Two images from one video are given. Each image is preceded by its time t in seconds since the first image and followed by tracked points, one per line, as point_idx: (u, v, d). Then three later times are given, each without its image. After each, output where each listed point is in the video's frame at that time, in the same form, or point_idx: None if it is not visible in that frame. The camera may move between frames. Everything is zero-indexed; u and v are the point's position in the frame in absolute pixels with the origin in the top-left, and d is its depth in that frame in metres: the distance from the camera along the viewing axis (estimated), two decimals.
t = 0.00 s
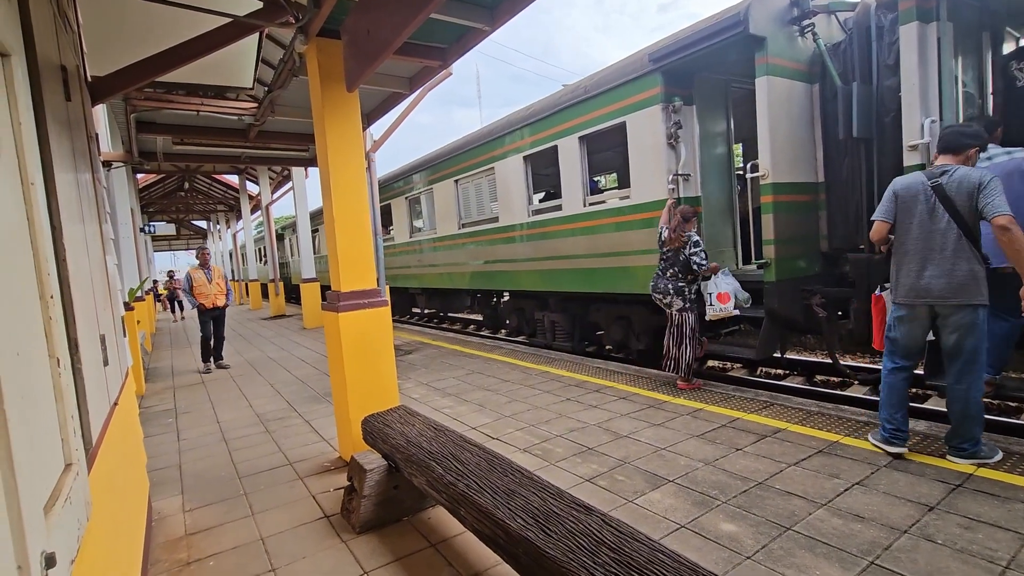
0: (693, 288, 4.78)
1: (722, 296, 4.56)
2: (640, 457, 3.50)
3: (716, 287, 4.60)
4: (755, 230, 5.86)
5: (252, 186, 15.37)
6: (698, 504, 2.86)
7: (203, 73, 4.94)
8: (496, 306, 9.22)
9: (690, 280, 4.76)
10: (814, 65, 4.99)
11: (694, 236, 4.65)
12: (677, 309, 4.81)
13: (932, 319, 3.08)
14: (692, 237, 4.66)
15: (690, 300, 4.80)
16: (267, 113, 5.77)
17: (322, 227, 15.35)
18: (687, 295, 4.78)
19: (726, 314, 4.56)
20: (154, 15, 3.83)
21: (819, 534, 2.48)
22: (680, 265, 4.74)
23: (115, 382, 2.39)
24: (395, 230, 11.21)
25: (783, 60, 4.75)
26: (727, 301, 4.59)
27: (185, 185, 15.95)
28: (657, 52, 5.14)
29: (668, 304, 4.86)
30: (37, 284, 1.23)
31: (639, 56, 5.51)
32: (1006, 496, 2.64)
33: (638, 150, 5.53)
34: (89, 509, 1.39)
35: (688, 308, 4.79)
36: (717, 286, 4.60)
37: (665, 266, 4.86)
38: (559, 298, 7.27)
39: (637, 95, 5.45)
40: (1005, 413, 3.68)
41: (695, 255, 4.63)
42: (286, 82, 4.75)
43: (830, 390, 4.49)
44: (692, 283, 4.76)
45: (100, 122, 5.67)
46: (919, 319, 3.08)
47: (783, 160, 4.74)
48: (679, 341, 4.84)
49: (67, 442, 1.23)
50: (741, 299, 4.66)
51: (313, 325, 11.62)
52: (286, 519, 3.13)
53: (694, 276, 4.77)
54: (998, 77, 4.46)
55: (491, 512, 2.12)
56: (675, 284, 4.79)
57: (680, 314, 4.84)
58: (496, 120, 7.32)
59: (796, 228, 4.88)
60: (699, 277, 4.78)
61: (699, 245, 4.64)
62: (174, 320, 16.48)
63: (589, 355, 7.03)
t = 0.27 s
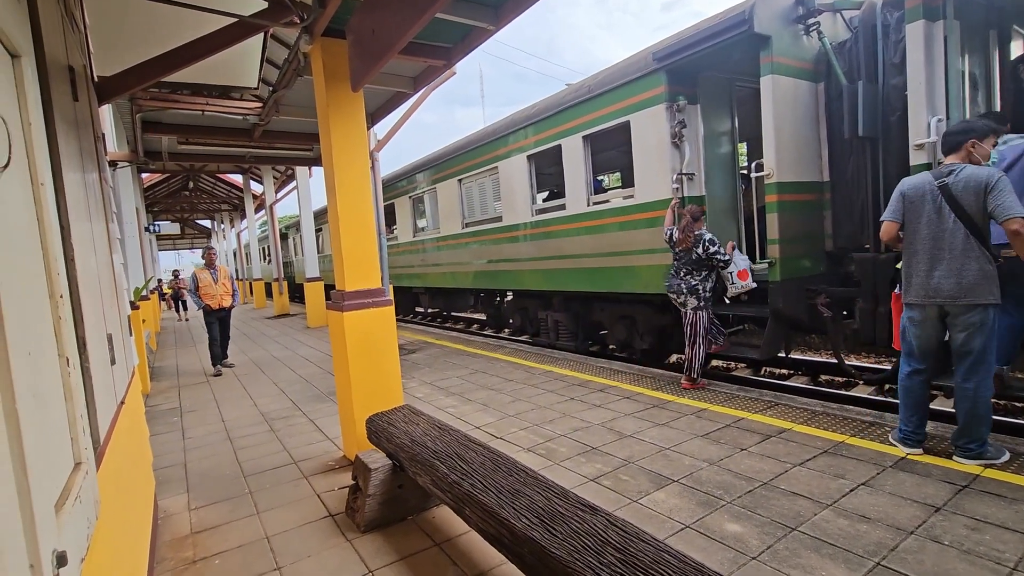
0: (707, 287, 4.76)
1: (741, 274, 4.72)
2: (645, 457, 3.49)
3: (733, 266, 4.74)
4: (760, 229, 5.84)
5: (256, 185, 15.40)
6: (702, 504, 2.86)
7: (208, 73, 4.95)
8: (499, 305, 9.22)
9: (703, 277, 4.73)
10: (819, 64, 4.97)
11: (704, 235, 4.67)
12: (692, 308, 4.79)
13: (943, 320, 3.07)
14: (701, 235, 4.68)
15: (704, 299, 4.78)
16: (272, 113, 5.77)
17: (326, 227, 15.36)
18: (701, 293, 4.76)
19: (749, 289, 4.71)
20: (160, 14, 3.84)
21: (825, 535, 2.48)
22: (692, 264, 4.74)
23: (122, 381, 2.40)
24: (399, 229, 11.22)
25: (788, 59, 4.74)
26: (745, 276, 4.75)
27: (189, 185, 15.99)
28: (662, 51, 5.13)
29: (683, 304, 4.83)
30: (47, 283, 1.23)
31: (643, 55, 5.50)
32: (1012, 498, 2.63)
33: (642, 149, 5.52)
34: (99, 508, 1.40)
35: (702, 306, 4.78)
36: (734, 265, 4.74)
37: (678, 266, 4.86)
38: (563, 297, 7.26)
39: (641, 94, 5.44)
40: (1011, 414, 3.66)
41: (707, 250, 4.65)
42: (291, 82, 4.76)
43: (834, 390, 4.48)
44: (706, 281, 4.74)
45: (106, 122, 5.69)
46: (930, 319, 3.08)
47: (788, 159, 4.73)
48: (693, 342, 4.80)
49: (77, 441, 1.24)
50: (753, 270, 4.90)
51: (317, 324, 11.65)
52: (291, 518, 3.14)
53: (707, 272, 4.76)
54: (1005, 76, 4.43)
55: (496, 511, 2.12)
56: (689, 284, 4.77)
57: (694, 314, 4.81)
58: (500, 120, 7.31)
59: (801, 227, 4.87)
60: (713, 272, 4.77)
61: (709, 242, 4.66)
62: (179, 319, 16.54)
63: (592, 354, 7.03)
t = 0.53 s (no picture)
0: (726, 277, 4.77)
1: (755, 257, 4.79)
2: (649, 460, 3.48)
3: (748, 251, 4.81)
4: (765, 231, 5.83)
5: (260, 185, 15.43)
6: (708, 507, 2.84)
7: (214, 73, 4.96)
8: (503, 306, 9.22)
9: (724, 268, 4.74)
10: (825, 65, 4.95)
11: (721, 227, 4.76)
12: (710, 298, 4.76)
13: (950, 322, 3.04)
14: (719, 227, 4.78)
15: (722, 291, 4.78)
16: (277, 113, 5.77)
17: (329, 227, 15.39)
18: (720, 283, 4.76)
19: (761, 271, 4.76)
20: (166, 15, 3.85)
21: (832, 539, 2.46)
22: (714, 255, 4.74)
23: (128, 380, 2.41)
24: (402, 229, 11.23)
25: (793, 59, 4.72)
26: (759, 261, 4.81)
27: (193, 185, 16.03)
28: (667, 52, 5.11)
29: (701, 295, 4.80)
30: (56, 283, 1.23)
31: (648, 56, 5.49)
32: (1021, 502, 2.61)
33: (647, 150, 5.51)
34: (106, 508, 1.39)
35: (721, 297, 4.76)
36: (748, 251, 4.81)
37: (697, 258, 4.84)
38: (566, 298, 7.25)
39: (646, 95, 5.43)
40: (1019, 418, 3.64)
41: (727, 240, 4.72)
42: (296, 82, 4.77)
43: (840, 392, 4.46)
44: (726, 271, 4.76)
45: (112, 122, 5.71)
46: (937, 322, 3.06)
47: (794, 161, 4.71)
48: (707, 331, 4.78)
49: (85, 442, 1.23)
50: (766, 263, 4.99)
51: (320, 324, 11.66)
52: (295, 518, 3.14)
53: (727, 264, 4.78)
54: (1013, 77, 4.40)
55: (500, 513, 2.12)
56: (709, 274, 4.75)
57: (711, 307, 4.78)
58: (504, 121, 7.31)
59: (806, 229, 4.85)
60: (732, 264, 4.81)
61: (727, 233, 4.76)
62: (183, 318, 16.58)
63: (596, 355, 7.02)
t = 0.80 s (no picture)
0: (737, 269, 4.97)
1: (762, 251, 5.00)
2: (652, 463, 3.48)
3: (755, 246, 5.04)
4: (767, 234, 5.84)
5: (262, 186, 15.45)
6: (711, 511, 2.85)
7: (218, 76, 4.97)
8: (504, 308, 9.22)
9: (736, 260, 4.93)
10: (828, 68, 4.96)
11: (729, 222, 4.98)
12: (725, 289, 4.92)
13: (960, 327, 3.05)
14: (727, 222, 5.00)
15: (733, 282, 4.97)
16: (280, 115, 5.78)
17: (331, 228, 15.40)
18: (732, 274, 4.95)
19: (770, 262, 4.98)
20: (171, 18, 3.86)
21: (835, 544, 2.47)
22: (727, 248, 4.93)
23: (133, 383, 2.41)
24: (404, 231, 11.24)
25: (796, 63, 4.73)
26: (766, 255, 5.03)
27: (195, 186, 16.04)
28: (669, 55, 5.12)
29: (716, 287, 4.95)
30: (69, 291, 1.24)
31: (650, 60, 5.50)
32: None
33: (649, 153, 5.52)
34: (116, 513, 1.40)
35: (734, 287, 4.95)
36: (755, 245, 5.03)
37: (708, 251, 5.00)
38: (568, 300, 7.25)
39: (648, 98, 5.44)
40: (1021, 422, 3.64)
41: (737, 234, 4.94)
42: (300, 85, 4.78)
43: (842, 396, 4.47)
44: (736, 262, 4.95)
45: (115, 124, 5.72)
46: (946, 327, 3.07)
47: (796, 164, 4.72)
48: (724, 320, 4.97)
49: (97, 448, 1.24)
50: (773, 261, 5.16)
51: (322, 326, 11.67)
52: (299, 521, 3.15)
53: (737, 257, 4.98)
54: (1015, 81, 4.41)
55: (506, 518, 2.12)
56: (723, 266, 4.91)
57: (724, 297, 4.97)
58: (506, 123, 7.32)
59: (809, 232, 4.86)
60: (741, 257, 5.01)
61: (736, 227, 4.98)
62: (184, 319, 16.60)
63: (597, 358, 7.02)
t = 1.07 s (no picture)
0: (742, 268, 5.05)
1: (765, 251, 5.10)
2: (652, 466, 3.49)
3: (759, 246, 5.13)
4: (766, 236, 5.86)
5: (261, 187, 15.46)
6: (711, 514, 2.86)
7: (218, 78, 4.98)
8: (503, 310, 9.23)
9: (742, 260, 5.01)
10: (826, 72, 4.98)
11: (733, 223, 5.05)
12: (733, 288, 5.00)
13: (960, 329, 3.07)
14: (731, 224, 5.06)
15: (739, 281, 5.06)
16: (280, 118, 5.73)
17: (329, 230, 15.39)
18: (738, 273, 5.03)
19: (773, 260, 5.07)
20: (172, 21, 3.88)
21: (834, 548, 2.48)
22: (732, 249, 5.01)
23: (134, 386, 2.42)
24: (403, 233, 11.24)
25: (794, 67, 4.75)
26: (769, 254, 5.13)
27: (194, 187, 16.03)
28: (668, 59, 5.14)
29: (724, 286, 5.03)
30: (76, 297, 1.25)
31: (649, 63, 5.52)
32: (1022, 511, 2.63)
33: (648, 156, 5.53)
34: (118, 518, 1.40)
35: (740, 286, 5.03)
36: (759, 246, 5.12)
37: (714, 253, 5.08)
38: (567, 303, 7.26)
39: (647, 102, 5.46)
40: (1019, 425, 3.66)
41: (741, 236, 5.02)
42: (300, 88, 4.79)
43: (840, 399, 4.49)
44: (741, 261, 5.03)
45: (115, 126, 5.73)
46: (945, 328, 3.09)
47: (795, 168, 4.74)
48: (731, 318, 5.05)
49: (101, 454, 1.25)
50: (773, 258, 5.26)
51: (321, 328, 11.66)
52: (299, 524, 3.15)
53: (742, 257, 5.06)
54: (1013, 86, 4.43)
55: (507, 521, 2.13)
56: (731, 266, 4.99)
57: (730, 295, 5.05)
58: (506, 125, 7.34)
59: (807, 235, 4.87)
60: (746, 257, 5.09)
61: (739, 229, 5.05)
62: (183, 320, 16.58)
63: (596, 360, 7.02)
